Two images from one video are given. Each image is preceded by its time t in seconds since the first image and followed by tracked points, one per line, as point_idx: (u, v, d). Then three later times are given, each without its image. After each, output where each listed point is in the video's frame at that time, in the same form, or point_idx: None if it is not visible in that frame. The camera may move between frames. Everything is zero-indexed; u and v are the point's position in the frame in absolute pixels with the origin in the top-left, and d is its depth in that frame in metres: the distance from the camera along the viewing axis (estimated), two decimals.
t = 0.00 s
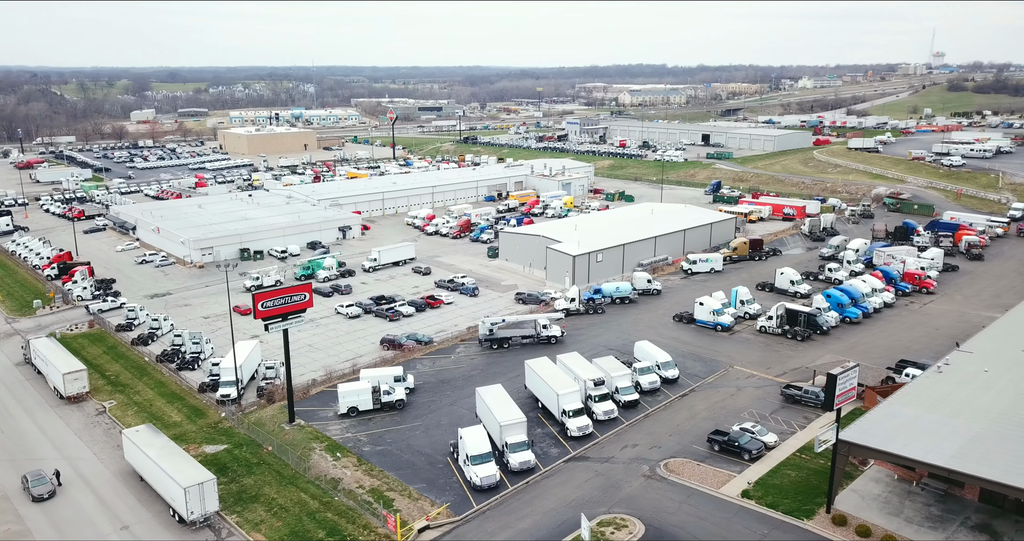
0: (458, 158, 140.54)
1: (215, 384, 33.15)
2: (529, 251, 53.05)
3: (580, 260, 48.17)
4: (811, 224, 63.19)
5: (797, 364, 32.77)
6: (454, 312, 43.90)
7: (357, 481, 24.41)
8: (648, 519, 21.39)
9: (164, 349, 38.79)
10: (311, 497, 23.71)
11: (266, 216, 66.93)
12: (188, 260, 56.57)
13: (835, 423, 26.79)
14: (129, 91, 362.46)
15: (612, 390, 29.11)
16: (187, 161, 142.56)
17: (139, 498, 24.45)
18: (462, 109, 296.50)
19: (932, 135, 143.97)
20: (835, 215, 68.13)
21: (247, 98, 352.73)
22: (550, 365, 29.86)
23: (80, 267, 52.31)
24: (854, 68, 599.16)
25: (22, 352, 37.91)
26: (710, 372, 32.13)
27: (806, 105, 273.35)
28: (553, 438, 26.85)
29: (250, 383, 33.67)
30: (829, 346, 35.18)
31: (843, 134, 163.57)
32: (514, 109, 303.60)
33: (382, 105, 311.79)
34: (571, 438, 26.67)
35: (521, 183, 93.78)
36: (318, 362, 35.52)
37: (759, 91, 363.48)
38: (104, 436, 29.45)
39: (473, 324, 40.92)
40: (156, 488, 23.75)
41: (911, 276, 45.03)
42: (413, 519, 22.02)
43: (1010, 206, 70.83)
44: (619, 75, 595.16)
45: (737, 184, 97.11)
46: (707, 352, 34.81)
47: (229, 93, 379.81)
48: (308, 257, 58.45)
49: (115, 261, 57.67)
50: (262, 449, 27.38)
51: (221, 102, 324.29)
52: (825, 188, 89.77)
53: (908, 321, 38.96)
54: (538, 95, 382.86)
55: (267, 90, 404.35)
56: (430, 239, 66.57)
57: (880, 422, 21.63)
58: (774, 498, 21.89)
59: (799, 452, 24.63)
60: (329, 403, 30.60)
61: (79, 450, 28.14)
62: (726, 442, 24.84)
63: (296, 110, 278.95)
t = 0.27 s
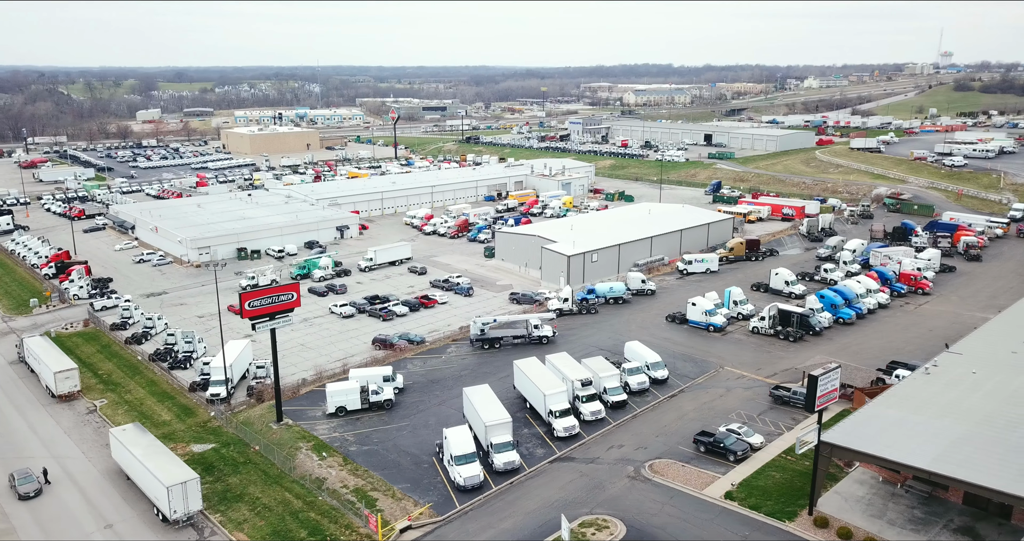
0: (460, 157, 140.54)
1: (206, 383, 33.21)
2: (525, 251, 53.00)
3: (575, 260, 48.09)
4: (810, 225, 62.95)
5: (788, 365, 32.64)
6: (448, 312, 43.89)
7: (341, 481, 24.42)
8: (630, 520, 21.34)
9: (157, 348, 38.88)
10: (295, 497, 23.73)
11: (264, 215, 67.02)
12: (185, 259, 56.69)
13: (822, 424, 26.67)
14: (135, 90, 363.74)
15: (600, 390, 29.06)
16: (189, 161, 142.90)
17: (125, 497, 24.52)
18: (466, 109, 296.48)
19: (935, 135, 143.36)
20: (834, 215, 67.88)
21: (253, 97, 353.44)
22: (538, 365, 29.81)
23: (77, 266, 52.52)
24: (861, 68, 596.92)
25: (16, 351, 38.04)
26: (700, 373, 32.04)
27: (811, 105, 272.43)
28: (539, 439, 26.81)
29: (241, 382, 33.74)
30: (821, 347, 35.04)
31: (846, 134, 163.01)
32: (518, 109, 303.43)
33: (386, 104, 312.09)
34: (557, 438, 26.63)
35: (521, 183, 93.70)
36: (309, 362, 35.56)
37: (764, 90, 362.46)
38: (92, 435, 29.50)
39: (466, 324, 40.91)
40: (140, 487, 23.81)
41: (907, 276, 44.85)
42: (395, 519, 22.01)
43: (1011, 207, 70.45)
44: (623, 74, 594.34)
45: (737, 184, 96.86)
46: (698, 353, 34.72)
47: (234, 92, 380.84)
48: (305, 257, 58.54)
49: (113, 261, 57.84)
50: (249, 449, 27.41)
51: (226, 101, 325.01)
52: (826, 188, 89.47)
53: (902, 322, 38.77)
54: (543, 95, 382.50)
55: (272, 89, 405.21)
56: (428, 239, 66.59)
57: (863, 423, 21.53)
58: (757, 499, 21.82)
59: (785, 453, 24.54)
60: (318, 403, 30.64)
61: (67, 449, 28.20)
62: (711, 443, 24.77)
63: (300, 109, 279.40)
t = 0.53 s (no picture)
0: (462, 158, 140.74)
1: (195, 383, 33.28)
2: (520, 252, 52.99)
3: (568, 261, 48.02)
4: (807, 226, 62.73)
5: (776, 367, 32.51)
6: (441, 312, 43.93)
7: (323, 481, 24.44)
8: (608, 522, 21.26)
9: (149, 348, 39.03)
10: (276, 497, 23.76)
11: (261, 216, 67.18)
12: (182, 259, 56.87)
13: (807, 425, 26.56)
14: (143, 91, 365.41)
15: (586, 391, 29.04)
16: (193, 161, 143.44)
17: (108, 496, 24.59)
18: (470, 110, 296.73)
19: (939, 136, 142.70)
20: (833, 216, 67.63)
21: (259, 98, 354.50)
22: (524, 366, 29.77)
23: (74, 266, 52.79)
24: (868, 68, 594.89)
25: (9, 350, 38.22)
26: (688, 375, 31.94)
27: (816, 106, 271.64)
28: (522, 440, 26.78)
29: (230, 382, 33.84)
30: (811, 349, 34.87)
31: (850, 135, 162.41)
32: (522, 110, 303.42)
33: (391, 105, 312.66)
34: (541, 439, 26.57)
35: (521, 184, 93.70)
36: (299, 362, 35.65)
37: (769, 91, 361.59)
38: (80, 434, 29.60)
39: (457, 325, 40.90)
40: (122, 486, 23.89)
41: (902, 278, 44.64)
42: (374, 520, 22.00)
43: (1011, 208, 70.02)
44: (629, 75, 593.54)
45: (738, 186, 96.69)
46: (687, 354, 34.63)
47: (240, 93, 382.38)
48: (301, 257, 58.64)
49: (111, 260, 58.09)
50: (233, 448, 27.46)
51: (232, 102, 325.98)
52: (826, 190, 89.23)
53: (895, 324, 38.56)
54: (548, 96, 382.66)
55: (278, 90, 406.46)
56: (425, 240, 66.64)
57: (845, 426, 21.43)
58: (736, 502, 21.74)
59: (768, 456, 24.44)
60: (305, 404, 30.68)
61: (54, 448, 28.31)
62: (693, 445, 24.71)
63: (305, 110, 280.27)
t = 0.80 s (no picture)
0: (464, 158, 140.85)
1: (185, 383, 33.36)
2: (516, 253, 52.99)
3: (564, 262, 47.98)
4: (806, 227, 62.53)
5: (767, 369, 32.39)
6: (435, 313, 43.96)
7: (308, 482, 24.46)
8: (591, 523, 21.22)
9: (142, 348, 39.16)
10: (261, 497, 23.78)
11: (260, 216, 67.36)
12: (179, 259, 57.03)
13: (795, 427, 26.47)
14: (149, 92, 366.78)
15: (574, 393, 28.99)
16: (196, 161, 143.95)
17: (94, 496, 24.65)
18: (474, 110, 296.93)
19: (943, 137, 142.07)
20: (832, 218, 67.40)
21: (265, 99, 355.84)
22: (513, 367, 29.74)
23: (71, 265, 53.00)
24: (874, 69, 593.17)
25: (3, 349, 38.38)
26: (678, 376, 31.86)
27: (821, 107, 270.80)
28: (509, 441, 26.75)
29: (221, 382, 33.95)
30: (803, 351, 34.76)
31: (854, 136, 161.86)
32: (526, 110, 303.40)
33: (396, 105, 313.30)
34: (527, 440, 26.55)
35: (521, 184, 93.69)
36: (291, 362, 35.70)
37: (774, 92, 360.67)
38: (69, 434, 29.69)
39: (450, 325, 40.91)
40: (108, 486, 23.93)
41: (898, 280, 44.51)
42: (357, 521, 22.01)
43: (1012, 209, 69.68)
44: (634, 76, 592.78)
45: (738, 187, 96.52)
46: (679, 355, 34.56)
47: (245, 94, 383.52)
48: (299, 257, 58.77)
49: (109, 260, 58.32)
50: (221, 448, 27.51)
51: (237, 102, 326.91)
52: (827, 190, 89.03)
53: (889, 326, 38.40)
54: (552, 97, 382.61)
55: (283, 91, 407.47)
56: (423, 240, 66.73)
57: (828, 428, 21.34)
58: (719, 504, 21.66)
59: (754, 458, 24.35)
60: (294, 404, 30.71)
61: (43, 447, 28.39)
62: (679, 447, 24.64)
63: (310, 110, 281.03)
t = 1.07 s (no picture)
0: (466, 158, 140.79)
1: (177, 382, 33.46)
2: (512, 253, 52.96)
3: (559, 262, 47.92)
4: (805, 228, 62.27)
5: (758, 370, 32.26)
6: (429, 313, 43.96)
7: (293, 481, 24.50)
8: (573, 523, 21.18)
9: (137, 346, 39.30)
10: (246, 496, 23.83)
11: (259, 215, 67.53)
12: (178, 258, 57.22)
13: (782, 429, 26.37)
14: (156, 91, 368.03)
15: (563, 393, 28.94)
16: (200, 161, 144.37)
17: (81, 494, 24.73)
18: (478, 110, 296.92)
19: (948, 137, 141.24)
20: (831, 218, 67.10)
21: (272, 98, 356.53)
22: (502, 367, 29.71)
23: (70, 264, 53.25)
24: (881, 69, 590.76)
25: None
26: (668, 377, 31.78)
27: (826, 106, 269.70)
28: (496, 441, 26.72)
29: (213, 382, 34.06)
30: (795, 352, 34.61)
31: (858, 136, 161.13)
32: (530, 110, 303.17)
33: (400, 105, 313.56)
34: (514, 440, 26.52)
35: (522, 184, 93.59)
36: (283, 362, 35.76)
37: (780, 91, 359.46)
38: (60, 432, 29.79)
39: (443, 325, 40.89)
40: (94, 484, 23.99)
41: (894, 280, 44.41)
42: (340, 520, 22.03)
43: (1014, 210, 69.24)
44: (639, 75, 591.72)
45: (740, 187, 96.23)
46: (670, 355, 34.48)
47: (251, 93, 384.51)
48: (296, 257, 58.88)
49: (108, 259, 58.56)
50: (209, 447, 27.58)
51: (242, 102, 327.82)
52: (828, 190, 88.69)
53: (883, 327, 38.20)
54: (557, 97, 382.05)
55: (288, 90, 408.23)
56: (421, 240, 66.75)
57: (812, 430, 21.26)
58: (702, 505, 21.60)
59: (739, 459, 24.29)
60: (284, 403, 30.76)
61: (33, 445, 28.50)
62: (665, 448, 24.58)
63: (315, 110, 281.61)
